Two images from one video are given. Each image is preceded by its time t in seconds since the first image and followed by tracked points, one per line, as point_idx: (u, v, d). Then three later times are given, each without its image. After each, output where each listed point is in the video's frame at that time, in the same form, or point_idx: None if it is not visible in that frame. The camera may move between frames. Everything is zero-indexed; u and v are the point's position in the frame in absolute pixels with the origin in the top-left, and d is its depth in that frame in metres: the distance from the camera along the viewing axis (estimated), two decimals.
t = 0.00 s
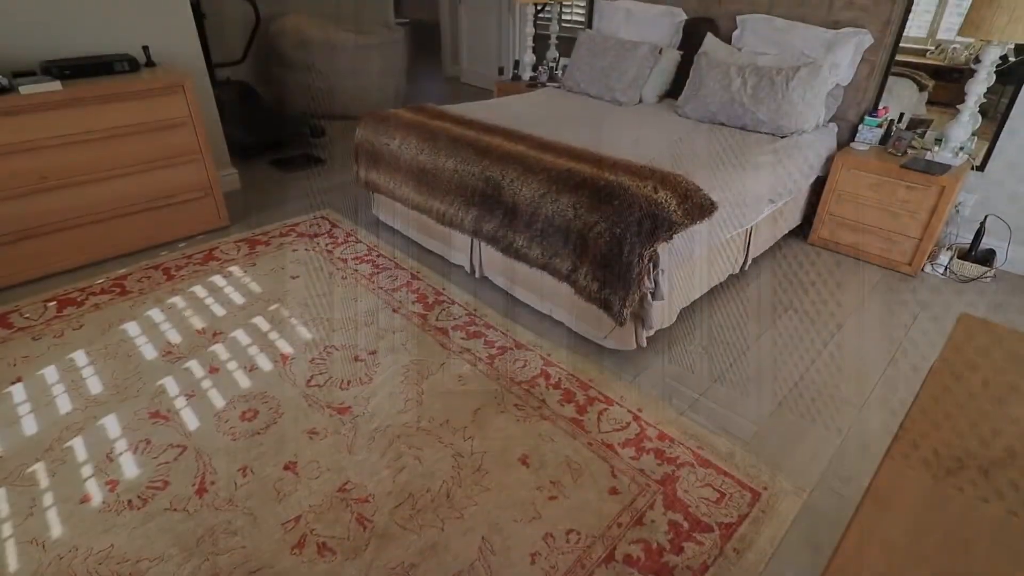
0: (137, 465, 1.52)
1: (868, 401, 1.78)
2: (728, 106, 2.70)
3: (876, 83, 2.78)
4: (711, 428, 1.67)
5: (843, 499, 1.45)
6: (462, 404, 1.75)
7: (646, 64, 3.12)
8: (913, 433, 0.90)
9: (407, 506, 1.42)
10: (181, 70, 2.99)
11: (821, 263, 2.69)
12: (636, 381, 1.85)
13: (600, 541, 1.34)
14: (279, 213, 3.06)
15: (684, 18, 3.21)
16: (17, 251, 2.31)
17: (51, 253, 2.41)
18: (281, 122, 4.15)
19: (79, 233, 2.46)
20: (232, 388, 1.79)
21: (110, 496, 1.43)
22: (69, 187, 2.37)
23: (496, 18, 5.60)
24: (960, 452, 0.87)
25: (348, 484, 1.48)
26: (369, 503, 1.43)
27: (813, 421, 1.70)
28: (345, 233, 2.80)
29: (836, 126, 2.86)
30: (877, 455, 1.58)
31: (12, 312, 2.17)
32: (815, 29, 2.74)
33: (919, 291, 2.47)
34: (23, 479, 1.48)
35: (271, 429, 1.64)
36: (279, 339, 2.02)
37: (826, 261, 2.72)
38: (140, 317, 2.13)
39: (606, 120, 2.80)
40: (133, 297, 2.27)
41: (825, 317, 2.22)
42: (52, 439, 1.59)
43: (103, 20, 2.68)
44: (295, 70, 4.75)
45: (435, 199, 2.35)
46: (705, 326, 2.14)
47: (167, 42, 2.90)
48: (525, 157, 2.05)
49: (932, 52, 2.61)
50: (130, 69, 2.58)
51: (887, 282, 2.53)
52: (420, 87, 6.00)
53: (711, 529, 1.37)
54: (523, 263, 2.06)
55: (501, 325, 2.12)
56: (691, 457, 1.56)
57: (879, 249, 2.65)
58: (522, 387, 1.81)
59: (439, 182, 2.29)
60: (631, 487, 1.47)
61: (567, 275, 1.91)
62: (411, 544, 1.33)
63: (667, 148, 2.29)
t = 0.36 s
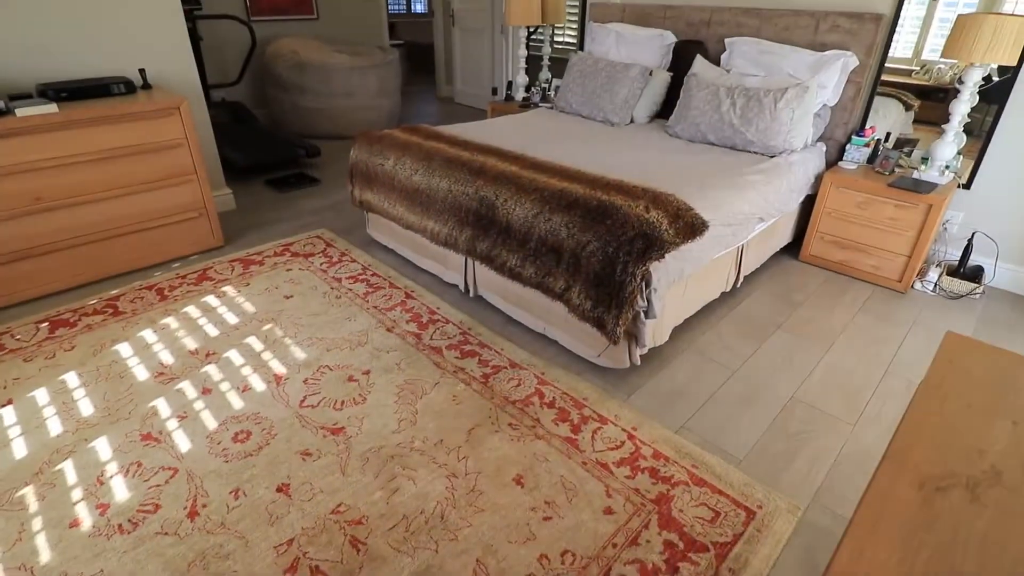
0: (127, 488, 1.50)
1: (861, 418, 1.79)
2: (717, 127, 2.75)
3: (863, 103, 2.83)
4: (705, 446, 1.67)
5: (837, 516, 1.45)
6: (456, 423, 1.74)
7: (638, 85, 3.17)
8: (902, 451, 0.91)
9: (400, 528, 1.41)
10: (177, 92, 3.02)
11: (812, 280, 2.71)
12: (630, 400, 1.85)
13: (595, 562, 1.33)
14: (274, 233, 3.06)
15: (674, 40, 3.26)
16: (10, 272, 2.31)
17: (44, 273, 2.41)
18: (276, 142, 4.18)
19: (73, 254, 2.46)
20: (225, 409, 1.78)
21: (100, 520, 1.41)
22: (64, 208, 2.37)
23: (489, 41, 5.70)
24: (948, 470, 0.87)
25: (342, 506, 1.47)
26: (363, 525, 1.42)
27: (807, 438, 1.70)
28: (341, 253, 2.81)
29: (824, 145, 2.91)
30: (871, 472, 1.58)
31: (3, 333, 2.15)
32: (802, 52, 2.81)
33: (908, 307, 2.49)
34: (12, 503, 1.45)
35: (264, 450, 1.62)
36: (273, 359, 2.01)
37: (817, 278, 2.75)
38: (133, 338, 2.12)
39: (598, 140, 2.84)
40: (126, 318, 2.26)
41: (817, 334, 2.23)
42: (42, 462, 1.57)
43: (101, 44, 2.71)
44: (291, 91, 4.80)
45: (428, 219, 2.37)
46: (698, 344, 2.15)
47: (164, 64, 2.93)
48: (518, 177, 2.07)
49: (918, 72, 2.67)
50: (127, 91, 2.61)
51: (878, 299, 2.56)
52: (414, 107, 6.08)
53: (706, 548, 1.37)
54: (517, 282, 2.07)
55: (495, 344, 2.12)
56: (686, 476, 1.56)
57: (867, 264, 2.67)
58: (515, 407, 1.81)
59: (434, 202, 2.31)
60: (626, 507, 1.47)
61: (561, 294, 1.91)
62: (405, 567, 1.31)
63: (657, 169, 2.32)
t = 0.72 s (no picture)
0: (120, 513, 1.48)
1: (857, 437, 1.79)
2: (709, 147, 2.79)
3: (851, 124, 2.89)
4: (701, 466, 1.67)
5: (836, 537, 1.44)
6: (452, 445, 1.73)
7: (630, 107, 3.23)
8: (892, 470, 0.91)
9: (396, 552, 1.39)
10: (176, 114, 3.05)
11: (805, 298, 2.73)
12: (626, 420, 1.85)
13: None
14: (270, 254, 3.07)
15: (666, 63, 3.33)
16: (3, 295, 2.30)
17: (39, 295, 2.40)
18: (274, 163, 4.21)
19: (68, 276, 2.46)
20: (220, 432, 1.77)
21: (92, 546, 1.39)
22: (60, 231, 2.38)
23: (484, 64, 5.79)
24: (938, 489, 0.88)
25: (337, 530, 1.45)
26: (358, 549, 1.40)
27: (803, 456, 1.70)
28: (337, 274, 2.81)
29: (814, 165, 2.96)
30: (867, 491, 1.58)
31: None
32: (791, 75, 2.87)
33: (901, 325, 2.51)
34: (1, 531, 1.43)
35: (258, 474, 1.61)
36: (268, 381, 2.01)
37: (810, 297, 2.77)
38: (127, 360, 2.11)
39: (592, 161, 2.88)
40: (122, 340, 2.25)
41: (812, 353, 2.24)
42: (33, 488, 1.55)
43: (101, 68, 2.75)
44: (289, 113, 4.85)
45: (424, 240, 2.38)
46: (693, 363, 2.15)
47: (163, 88, 2.97)
48: (513, 198, 2.09)
49: (905, 92, 2.74)
50: (126, 115, 2.64)
51: (871, 317, 2.58)
52: (411, 128, 6.14)
53: (704, 570, 1.35)
54: (513, 302, 2.08)
55: (491, 364, 2.12)
56: (683, 496, 1.56)
57: (861, 283, 2.70)
58: (511, 427, 1.80)
59: (430, 223, 2.33)
60: (623, 528, 1.46)
61: (557, 314, 1.92)
62: None
63: (651, 191, 2.35)
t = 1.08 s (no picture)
0: (110, 542, 1.46)
1: (854, 459, 1.79)
2: (701, 171, 2.84)
3: (839, 148, 2.95)
4: (698, 489, 1.66)
5: (834, 561, 1.43)
6: (448, 469, 1.72)
7: (623, 131, 3.28)
8: (883, 494, 0.91)
9: None
10: (174, 139, 3.08)
11: (799, 319, 2.75)
12: (622, 443, 1.84)
13: None
14: (266, 277, 3.08)
15: (657, 89, 3.41)
16: None
17: (33, 320, 2.39)
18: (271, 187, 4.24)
19: (63, 300, 2.46)
20: (213, 459, 1.75)
21: None
22: (56, 255, 2.38)
23: (480, 89, 5.89)
24: (928, 513, 0.88)
25: (330, 558, 1.43)
26: None
27: (800, 479, 1.70)
28: (332, 297, 2.82)
29: (804, 188, 3.00)
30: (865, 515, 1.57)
31: None
32: (779, 100, 2.94)
33: (894, 345, 2.53)
34: None
35: (251, 501, 1.59)
36: (262, 406, 1.99)
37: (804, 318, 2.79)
38: (121, 385, 2.10)
39: (586, 184, 2.92)
40: (115, 365, 2.24)
41: (807, 374, 2.25)
42: (22, 516, 1.53)
43: (101, 95, 2.79)
44: (286, 138, 4.91)
45: (420, 263, 2.40)
46: (689, 385, 2.16)
47: (162, 114, 3.01)
48: (508, 222, 2.12)
49: (893, 115, 2.79)
50: (125, 140, 2.67)
51: (864, 338, 2.60)
52: (407, 152, 6.21)
53: None
54: (508, 325, 2.09)
55: (487, 387, 2.12)
56: (680, 521, 1.54)
57: (853, 304, 2.73)
58: (507, 452, 1.79)
59: (425, 246, 2.34)
60: (620, 555, 1.44)
61: (552, 337, 1.93)
62: None
63: (645, 214, 2.38)
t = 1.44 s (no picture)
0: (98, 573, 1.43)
1: (850, 482, 1.78)
2: (693, 195, 2.88)
3: (828, 172, 3.01)
4: (695, 514, 1.65)
5: None
6: (443, 496, 1.70)
7: (616, 155, 3.34)
8: (872, 519, 0.91)
9: None
10: (172, 164, 3.11)
11: (793, 341, 2.76)
12: (618, 467, 1.83)
13: None
14: (261, 301, 3.07)
15: (649, 115, 3.48)
16: None
17: (25, 346, 2.38)
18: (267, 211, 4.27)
19: (56, 325, 2.45)
20: (205, 486, 1.73)
21: None
22: (50, 280, 2.38)
23: (475, 114, 5.99)
24: (918, 539, 0.88)
25: None
26: None
27: (797, 503, 1.69)
28: (327, 321, 2.82)
29: (795, 211, 3.05)
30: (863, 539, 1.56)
31: None
32: (768, 125, 3.00)
33: (887, 367, 2.54)
34: None
35: (243, 529, 1.57)
36: (256, 432, 1.98)
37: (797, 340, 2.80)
38: (112, 411, 2.08)
39: (581, 208, 2.95)
40: (108, 390, 2.22)
41: (801, 396, 2.25)
42: (9, 547, 1.50)
43: (100, 121, 2.82)
44: (283, 162, 4.95)
45: (416, 287, 2.41)
46: (685, 408, 2.15)
47: (161, 139, 3.04)
48: (503, 246, 2.14)
49: (881, 138, 2.84)
50: (123, 166, 2.69)
51: (858, 359, 2.61)
52: (403, 176, 6.27)
53: None
54: (503, 348, 2.09)
55: (482, 411, 2.11)
56: (677, 547, 1.53)
57: (847, 326, 2.74)
58: (502, 477, 1.78)
59: (421, 269, 2.36)
60: None
61: (547, 360, 1.93)
62: None
63: (640, 237, 2.40)
